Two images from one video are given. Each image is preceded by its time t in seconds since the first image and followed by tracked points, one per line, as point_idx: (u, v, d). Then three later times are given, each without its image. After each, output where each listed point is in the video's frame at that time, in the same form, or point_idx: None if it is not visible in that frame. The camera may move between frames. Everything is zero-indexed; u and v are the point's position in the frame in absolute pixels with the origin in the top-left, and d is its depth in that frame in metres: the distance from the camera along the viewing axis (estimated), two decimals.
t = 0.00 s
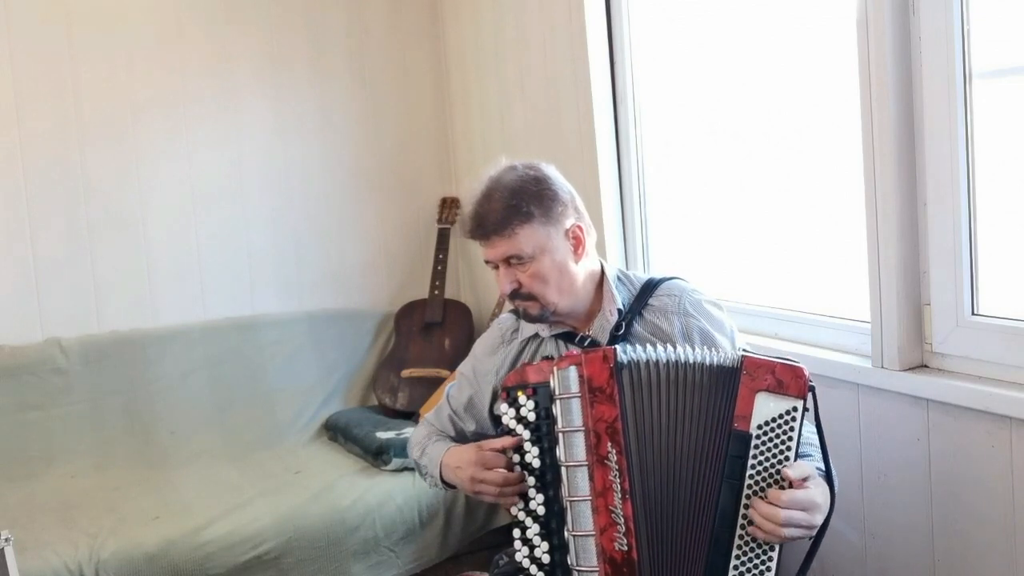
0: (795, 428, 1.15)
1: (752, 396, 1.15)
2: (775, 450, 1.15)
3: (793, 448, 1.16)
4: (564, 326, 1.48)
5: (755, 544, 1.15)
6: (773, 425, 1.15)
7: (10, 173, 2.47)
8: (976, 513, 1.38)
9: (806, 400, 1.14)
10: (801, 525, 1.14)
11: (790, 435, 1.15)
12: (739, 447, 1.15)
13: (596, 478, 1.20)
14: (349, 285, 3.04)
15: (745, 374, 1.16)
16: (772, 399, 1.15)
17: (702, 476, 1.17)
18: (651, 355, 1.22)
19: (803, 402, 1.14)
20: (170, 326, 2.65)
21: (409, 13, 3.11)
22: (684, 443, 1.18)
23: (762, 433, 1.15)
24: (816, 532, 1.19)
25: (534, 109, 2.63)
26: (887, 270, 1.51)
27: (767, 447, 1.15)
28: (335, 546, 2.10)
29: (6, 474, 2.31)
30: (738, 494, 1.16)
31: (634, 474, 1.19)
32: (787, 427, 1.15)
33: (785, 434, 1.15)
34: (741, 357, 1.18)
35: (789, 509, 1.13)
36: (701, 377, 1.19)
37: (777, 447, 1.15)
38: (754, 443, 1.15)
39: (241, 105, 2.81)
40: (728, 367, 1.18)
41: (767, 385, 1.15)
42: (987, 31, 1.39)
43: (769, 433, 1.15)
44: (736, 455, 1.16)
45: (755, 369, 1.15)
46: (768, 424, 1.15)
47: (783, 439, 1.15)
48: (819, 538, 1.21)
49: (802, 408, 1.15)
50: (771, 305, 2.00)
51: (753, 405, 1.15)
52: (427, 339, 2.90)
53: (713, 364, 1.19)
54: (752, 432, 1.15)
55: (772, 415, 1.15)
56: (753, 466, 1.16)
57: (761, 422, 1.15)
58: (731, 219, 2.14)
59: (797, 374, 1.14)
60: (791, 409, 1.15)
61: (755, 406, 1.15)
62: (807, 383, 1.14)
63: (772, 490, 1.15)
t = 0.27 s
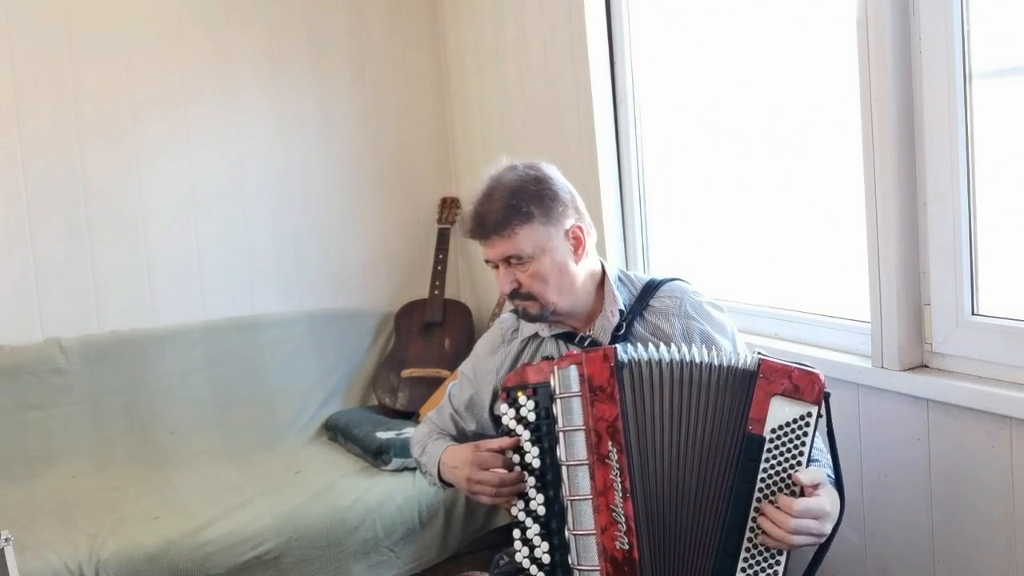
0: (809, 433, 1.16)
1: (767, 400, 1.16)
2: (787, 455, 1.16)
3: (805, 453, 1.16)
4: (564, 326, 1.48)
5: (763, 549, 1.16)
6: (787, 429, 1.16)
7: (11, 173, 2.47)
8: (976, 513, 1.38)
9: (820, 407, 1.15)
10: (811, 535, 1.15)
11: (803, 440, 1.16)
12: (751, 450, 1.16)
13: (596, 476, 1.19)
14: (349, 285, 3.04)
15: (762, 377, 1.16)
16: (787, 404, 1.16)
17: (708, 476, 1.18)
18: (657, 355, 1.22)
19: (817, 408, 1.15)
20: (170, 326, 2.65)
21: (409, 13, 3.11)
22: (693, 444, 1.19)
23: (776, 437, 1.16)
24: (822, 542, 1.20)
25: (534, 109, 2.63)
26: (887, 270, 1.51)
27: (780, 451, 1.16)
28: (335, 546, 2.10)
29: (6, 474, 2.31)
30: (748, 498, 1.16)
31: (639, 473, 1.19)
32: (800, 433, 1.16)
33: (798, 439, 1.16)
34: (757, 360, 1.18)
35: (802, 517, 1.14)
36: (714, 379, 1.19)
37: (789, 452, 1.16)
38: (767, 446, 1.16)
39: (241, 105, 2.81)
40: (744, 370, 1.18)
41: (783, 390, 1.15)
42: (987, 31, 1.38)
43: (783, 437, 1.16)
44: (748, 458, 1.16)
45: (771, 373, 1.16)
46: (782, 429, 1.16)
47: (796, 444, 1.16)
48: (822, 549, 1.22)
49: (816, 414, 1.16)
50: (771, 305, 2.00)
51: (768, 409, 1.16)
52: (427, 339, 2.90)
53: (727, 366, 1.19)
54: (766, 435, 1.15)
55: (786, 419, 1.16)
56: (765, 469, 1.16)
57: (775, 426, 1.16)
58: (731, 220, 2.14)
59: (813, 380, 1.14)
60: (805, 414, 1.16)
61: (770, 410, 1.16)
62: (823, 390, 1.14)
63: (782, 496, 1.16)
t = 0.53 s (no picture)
0: (813, 434, 1.16)
1: (772, 400, 1.16)
2: (792, 456, 1.16)
3: (810, 454, 1.17)
4: (565, 326, 1.48)
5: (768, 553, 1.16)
6: (792, 430, 1.16)
7: (11, 173, 2.47)
8: (976, 513, 1.38)
9: (825, 407, 1.16)
10: (817, 536, 1.15)
11: (807, 441, 1.16)
12: (756, 450, 1.16)
13: (596, 475, 1.19)
14: (349, 285, 3.04)
15: (767, 378, 1.16)
16: (792, 404, 1.16)
17: (709, 475, 1.18)
18: (659, 354, 1.22)
19: (822, 408, 1.15)
20: (170, 326, 2.65)
21: (409, 13, 3.11)
22: (695, 443, 1.19)
23: (780, 437, 1.16)
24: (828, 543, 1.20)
25: (534, 108, 2.63)
26: (887, 270, 1.51)
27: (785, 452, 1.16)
28: (335, 546, 2.10)
29: (6, 474, 2.31)
30: (752, 498, 1.16)
31: (640, 473, 1.19)
32: (805, 433, 1.16)
33: (802, 440, 1.16)
34: (762, 360, 1.18)
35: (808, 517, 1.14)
36: (718, 379, 1.19)
37: (794, 452, 1.16)
38: (772, 446, 1.16)
39: (240, 105, 2.81)
40: (749, 371, 1.18)
41: (788, 390, 1.15)
42: (987, 31, 1.38)
43: (787, 437, 1.16)
44: (753, 457, 1.16)
45: (777, 374, 1.16)
46: (787, 429, 1.16)
47: (801, 444, 1.16)
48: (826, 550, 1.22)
49: (820, 414, 1.16)
50: (771, 305, 2.00)
51: (773, 409, 1.16)
52: (428, 339, 2.90)
53: (730, 367, 1.19)
54: (771, 436, 1.15)
55: (791, 420, 1.16)
56: (770, 470, 1.16)
57: (780, 426, 1.16)
58: (731, 219, 2.14)
59: (819, 380, 1.14)
60: (809, 415, 1.16)
61: (775, 410, 1.16)
62: (828, 390, 1.15)
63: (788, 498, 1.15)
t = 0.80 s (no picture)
0: (819, 435, 1.16)
1: (778, 401, 1.15)
2: (797, 457, 1.16)
3: (816, 456, 1.16)
4: (564, 327, 1.48)
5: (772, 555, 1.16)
6: (798, 431, 1.16)
7: (11, 173, 2.47)
8: (976, 513, 1.38)
9: (831, 409, 1.15)
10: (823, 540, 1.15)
11: (813, 442, 1.16)
12: (762, 451, 1.16)
13: (597, 474, 1.19)
14: (349, 285, 3.04)
15: (774, 379, 1.16)
16: (798, 406, 1.15)
17: (712, 475, 1.18)
18: (662, 354, 1.22)
19: (828, 411, 1.15)
20: (170, 326, 2.65)
21: (410, 13, 3.11)
22: (699, 443, 1.19)
23: (786, 438, 1.16)
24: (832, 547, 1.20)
25: (534, 108, 2.63)
26: (887, 270, 1.51)
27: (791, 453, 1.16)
28: (335, 546, 2.10)
29: (6, 474, 2.31)
30: (757, 499, 1.16)
31: (642, 472, 1.19)
32: (810, 434, 1.16)
33: (809, 442, 1.16)
34: (770, 362, 1.18)
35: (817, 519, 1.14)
36: (723, 379, 1.19)
37: (799, 453, 1.16)
38: (777, 447, 1.16)
39: (240, 105, 2.81)
40: (756, 372, 1.18)
41: (795, 392, 1.15)
42: (987, 31, 1.39)
43: (793, 438, 1.16)
44: (759, 458, 1.16)
45: (784, 375, 1.15)
46: (793, 430, 1.16)
47: (806, 446, 1.16)
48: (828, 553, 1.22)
49: (826, 416, 1.15)
50: (771, 305, 2.00)
51: (779, 411, 1.15)
52: (427, 339, 2.90)
53: (736, 367, 1.19)
54: (777, 437, 1.15)
55: (796, 421, 1.15)
56: (775, 471, 1.16)
57: (786, 427, 1.16)
58: (731, 219, 2.14)
59: (826, 382, 1.14)
60: (815, 417, 1.15)
61: (781, 411, 1.15)
62: (834, 392, 1.14)
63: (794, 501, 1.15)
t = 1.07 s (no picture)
0: (829, 442, 1.15)
1: (790, 406, 1.15)
2: (806, 463, 1.16)
3: (825, 461, 1.16)
4: (563, 326, 1.48)
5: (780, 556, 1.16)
6: (807, 437, 1.15)
7: (12, 173, 2.47)
8: (976, 513, 1.38)
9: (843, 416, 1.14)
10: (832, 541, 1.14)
11: (823, 448, 1.15)
12: (772, 455, 1.15)
13: (595, 473, 1.20)
14: (349, 285, 3.04)
15: (785, 384, 1.15)
16: (809, 412, 1.14)
17: (712, 474, 1.18)
18: (663, 354, 1.22)
19: (839, 418, 1.14)
20: (170, 326, 2.65)
21: (410, 13, 3.11)
22: (700, 444, 1.19)
23: (795, 443, 1.15)
24: (837, 555, 1.19)
25: (534, 108, 2.63)
26: (887, 269, 1.51)
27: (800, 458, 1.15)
28: (335, 546, 2.10)
29: (6, 474, 2.31)
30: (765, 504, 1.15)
31: (640, 470, 1.19)
32: (820, 440, 1.15)
33: (818, 448, 1.15)
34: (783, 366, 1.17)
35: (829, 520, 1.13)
36: (730, 381, 1.18)
37: (808, 458, 1.15)
38: (787, 452, 1.15)
39: (240, 105, 2.81)
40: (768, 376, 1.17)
41: (807, 397, 1.14)
42: (987, 31, 1.39)
43: (802, 444, 1.15)
44: (769, 462, 1.15)
45: (796, 381, 1.15)
46: (803, 436, 1.15)
47: (816, 451, 1.15)
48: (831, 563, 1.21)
49: (837, 423, 1.14)
50: (771, 305, 2.00)
51: (790, 415, 1.15)
52: (427, 339, 2.91)
53: (744, 369, 1.18)
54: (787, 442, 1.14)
55: (807, 427, 1.15)
56: (784, 476, 1.15)
57: (796, 433, 1.15)
58: (731, 219, 2.14)
59: (839, 389, 1.13)
60: (826, 423, 1.14)
61: (792, 417, 1.14)
62: (846, 400, 1.13)
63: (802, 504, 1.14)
